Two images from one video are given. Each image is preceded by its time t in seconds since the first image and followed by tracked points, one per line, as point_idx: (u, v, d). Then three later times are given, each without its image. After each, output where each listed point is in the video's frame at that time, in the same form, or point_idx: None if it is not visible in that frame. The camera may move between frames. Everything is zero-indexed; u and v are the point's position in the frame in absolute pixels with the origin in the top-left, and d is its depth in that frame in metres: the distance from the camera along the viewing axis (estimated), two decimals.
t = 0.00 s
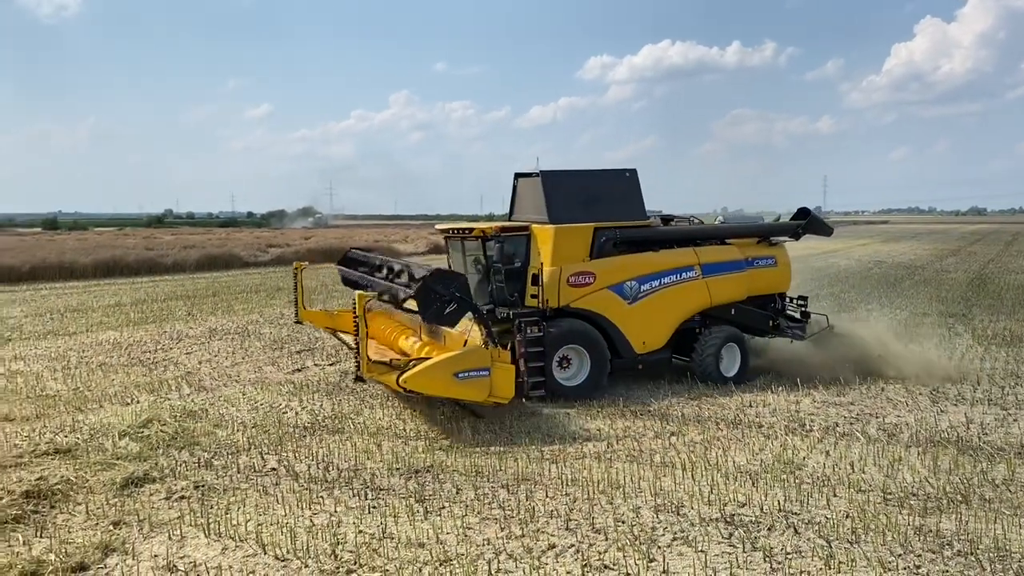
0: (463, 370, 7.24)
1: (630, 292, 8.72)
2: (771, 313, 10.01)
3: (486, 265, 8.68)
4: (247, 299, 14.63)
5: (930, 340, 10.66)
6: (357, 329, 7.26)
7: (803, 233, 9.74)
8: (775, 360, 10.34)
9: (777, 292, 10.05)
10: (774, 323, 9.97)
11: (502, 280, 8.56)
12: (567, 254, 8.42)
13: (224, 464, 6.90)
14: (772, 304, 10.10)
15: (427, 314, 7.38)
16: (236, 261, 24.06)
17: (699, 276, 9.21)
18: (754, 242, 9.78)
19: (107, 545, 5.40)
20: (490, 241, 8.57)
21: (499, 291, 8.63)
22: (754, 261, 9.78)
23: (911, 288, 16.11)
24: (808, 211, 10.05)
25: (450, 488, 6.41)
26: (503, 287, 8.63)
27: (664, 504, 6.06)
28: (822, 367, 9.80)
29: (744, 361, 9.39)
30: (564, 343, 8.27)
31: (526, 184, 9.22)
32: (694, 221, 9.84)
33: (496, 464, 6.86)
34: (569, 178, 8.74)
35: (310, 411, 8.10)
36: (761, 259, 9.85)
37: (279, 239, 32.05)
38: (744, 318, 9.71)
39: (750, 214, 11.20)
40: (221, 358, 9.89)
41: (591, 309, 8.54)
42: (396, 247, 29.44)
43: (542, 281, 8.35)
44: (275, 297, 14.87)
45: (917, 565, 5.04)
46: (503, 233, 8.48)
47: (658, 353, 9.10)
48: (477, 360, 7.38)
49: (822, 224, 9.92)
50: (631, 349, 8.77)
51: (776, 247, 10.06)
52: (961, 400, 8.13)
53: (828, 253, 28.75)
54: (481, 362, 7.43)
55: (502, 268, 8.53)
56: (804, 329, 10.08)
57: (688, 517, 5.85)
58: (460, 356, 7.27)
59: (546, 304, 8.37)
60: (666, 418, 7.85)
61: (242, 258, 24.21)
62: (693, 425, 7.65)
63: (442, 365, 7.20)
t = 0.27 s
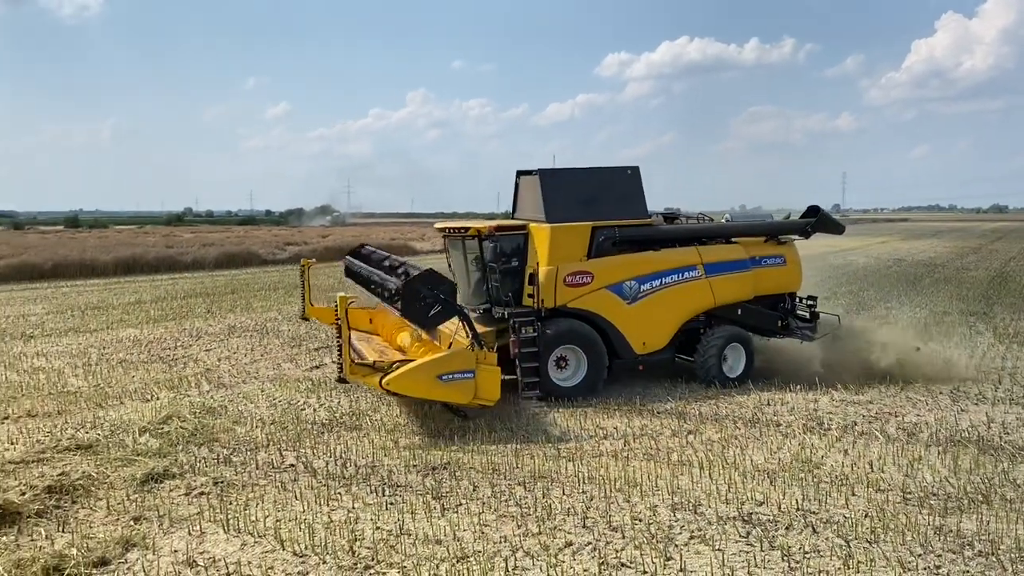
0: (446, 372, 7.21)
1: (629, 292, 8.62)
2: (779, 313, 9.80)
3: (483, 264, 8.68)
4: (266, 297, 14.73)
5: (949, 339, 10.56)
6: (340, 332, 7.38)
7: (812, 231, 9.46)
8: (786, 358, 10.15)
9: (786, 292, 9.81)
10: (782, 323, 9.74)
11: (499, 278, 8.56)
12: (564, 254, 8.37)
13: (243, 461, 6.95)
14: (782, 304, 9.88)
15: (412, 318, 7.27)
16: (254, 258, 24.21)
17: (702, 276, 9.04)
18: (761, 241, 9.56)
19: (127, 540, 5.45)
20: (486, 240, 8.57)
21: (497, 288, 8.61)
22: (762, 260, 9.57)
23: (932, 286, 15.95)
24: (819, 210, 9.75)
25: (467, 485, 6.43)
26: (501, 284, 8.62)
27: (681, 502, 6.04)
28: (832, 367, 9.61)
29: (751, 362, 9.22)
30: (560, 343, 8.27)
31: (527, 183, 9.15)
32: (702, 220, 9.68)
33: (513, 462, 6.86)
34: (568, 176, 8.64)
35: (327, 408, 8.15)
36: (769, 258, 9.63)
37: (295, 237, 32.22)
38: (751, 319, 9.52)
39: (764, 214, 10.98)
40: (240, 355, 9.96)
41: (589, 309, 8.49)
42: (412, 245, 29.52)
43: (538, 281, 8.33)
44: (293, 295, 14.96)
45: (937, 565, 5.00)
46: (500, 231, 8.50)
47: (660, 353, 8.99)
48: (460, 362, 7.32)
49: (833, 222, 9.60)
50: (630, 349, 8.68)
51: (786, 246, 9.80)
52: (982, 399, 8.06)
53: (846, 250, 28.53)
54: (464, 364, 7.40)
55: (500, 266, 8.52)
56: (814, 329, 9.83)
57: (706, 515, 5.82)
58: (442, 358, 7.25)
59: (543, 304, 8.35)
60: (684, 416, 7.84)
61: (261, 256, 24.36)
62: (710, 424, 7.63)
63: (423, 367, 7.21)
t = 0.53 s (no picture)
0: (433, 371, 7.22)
1: (627, 292, 8.51)
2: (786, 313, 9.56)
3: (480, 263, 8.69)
4: (283, 295, 14.80)
5: (970, 339, 10.43)
6: (325, 330, 7.40)
7: (819, 230, 9.26)
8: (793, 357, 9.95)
9: (795, 292, 9.56)
10: (789, 323, 9.51)
11: (496, 275, 8.58)
12: (559, 251, 8.32)
13: (260, 458, 6.97)
14: (789, 304, 9.63)
15: (397, 317, 7.24)
16: (271, 257, 24.34)
17: (704, 276, 8.87)
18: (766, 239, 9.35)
19: (145, 536, 5.48)
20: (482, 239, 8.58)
21: (494, 286, 8.62)
22: (768, 259, 9.34)
23: (952, 285, 15.80)
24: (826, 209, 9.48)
25: (483, 483, 6.42)
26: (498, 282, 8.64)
27: (698, 502, 6.00)
28: (842, 369, 9.46)
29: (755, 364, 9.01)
30: (556, 343, 8.21)
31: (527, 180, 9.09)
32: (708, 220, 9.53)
33: (529, 460, 6.85)
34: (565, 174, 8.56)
35: (343, 406, 8.18)
36: (776, 257, 9.39)
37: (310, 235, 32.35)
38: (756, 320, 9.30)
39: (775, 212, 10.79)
40: (257, 354, 10.02)
41: (587, 308, 8.40)
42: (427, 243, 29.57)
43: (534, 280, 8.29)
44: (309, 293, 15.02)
45: (957, 567, 4.94)
46: (497, 230, 8.50)
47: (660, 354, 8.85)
48: (447, 361, 7.33)
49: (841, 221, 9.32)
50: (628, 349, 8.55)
51: (793, 245, 9.53)
52: (1002, 399, 7.97)
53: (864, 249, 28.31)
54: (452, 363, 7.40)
55: (498, 263, 8.55)
56: (822, 331, 9.57)
57: (722, 515, 5.78)
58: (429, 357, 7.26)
59: (539, 303, 8.31)
60: (700, 416, 7.80)
61: (277, 254, 24.49)
62: (727, 423, 7.59)
63: (410, 366, 7.21)
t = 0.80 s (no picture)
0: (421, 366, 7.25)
1: (624, 290, 8.42)
2: (789, 313, 9.40)
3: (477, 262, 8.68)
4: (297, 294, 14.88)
5: (986, 338, 10.34)
6: (313, 326, 7.40)
7: (823, 229, 9.07)
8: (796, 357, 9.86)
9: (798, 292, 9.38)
10: (792, 322, 9.35)
11: (492, 273, 8.59)
12: (556, 250, 8.27)
13: (275, 456, 7.01)
14: (793, 304, 9.46)
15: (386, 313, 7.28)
16: (285, 256, 24.45)
17: (703, 274, 8.73)
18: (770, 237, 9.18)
19: (162, 533, 5.52)
20: (479, 237, 8.55)
21: (490, 283, 8.64)
22: (770, 258, 9.17)
23: (968, 283, 15.68)
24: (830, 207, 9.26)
25: (496, 482, 6.42)
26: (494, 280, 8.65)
27: (712, 500, 5.98)
28: (852, 369, 9.35)
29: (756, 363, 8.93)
30: (552, 340, 8.17)
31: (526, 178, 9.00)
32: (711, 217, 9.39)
33: (542, 459, 6.85)
34: (565, 172, 8.46)
35: (357, 404, 8.21)
36: (779, 256, 9.22)
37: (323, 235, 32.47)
38: (758, 321, 9.18)
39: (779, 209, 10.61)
40: (272, 352, 10.07)
41: (583, 307, 8.33)
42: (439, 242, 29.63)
43: (531, 278, 8.25)
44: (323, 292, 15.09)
45: (975, 567, 4.90)
46: (493, 228, 8.47)
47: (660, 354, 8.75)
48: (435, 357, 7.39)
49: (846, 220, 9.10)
50: (626, 349, 8.46)
51: (797, 243, 9.38)
52: (1020, 398, 7.91)
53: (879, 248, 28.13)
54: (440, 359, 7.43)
55: (494, 261, 8.56)
56: (827, 331, 9.39)
57: (737, 514, 5.76)
58: (417, 352, 7.29)
59: (534, 301, 8.26)
60: (715, 415, 7.78)
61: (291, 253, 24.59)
62: (742, 422, 7.57)
63: (397, 362, 7.27)
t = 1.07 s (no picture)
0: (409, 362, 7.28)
1: (621, 289, 8.35)
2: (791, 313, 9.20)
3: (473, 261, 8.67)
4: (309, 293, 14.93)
5: (1000, 338, 10.26)
6: (301, 322, 7.40)
7: (825, 228, 8.84)
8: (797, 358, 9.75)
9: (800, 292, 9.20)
10: (795, 322, 9.15)
11: (489, 272, 8.59)
12: (551, 249, 8.22)
13: (287, 454, 7.02)
14: (795, 304, 9.26)
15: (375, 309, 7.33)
16: (296, 255, 24.53)
17: (701, 273, 8.62)
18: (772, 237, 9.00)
19: (175, 531, 5.54)
20: (475, 236, 8.56)
21: (487, 283, 8.63)
22: (771, 257, 9.01)
23: (983, 283, 15.56)
24: (832, 204, 9.00)
25: (508, 481, 6.42)
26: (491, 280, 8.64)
27: (724, 500, 5.95)
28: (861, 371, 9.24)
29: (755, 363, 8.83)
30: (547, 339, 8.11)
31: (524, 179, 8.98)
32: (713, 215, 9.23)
33: (554, 458, 6.84)
34: (560, 171, 8.41)
35: (368, 403, 8.23)
36: (780, 255, 9.06)
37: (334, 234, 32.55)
38: (760, 321, 9.04)
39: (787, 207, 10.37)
40: (283, 351, 10.11)
41: (579, 306, 8.28)
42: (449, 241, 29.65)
43: (526, 277, 8.22)
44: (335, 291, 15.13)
45: (991, 568, 4.86)
46: (490, 227, 8.48)
47: (659, 353, 8.66)
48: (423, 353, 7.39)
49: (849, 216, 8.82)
50: (622, 348, 8.39)
51: (800, 242, 9.18)
52: None
53: (891, 246, 27.97)
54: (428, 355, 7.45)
55: (491, 260, 8.56)
56: (831, 331, 9.20)
57: (750, 514, 5.73)
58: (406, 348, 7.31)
59: (529, 300, 8.23)
60: (727, 414, 7.75)
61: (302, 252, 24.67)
62: (754, 422, 7.54)
63: (384, 357, 7.27)
